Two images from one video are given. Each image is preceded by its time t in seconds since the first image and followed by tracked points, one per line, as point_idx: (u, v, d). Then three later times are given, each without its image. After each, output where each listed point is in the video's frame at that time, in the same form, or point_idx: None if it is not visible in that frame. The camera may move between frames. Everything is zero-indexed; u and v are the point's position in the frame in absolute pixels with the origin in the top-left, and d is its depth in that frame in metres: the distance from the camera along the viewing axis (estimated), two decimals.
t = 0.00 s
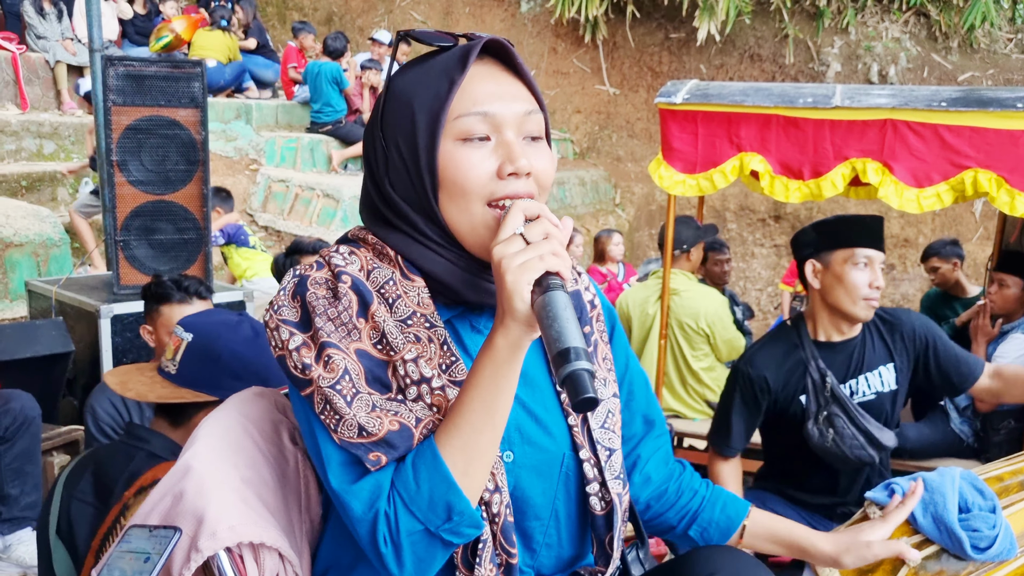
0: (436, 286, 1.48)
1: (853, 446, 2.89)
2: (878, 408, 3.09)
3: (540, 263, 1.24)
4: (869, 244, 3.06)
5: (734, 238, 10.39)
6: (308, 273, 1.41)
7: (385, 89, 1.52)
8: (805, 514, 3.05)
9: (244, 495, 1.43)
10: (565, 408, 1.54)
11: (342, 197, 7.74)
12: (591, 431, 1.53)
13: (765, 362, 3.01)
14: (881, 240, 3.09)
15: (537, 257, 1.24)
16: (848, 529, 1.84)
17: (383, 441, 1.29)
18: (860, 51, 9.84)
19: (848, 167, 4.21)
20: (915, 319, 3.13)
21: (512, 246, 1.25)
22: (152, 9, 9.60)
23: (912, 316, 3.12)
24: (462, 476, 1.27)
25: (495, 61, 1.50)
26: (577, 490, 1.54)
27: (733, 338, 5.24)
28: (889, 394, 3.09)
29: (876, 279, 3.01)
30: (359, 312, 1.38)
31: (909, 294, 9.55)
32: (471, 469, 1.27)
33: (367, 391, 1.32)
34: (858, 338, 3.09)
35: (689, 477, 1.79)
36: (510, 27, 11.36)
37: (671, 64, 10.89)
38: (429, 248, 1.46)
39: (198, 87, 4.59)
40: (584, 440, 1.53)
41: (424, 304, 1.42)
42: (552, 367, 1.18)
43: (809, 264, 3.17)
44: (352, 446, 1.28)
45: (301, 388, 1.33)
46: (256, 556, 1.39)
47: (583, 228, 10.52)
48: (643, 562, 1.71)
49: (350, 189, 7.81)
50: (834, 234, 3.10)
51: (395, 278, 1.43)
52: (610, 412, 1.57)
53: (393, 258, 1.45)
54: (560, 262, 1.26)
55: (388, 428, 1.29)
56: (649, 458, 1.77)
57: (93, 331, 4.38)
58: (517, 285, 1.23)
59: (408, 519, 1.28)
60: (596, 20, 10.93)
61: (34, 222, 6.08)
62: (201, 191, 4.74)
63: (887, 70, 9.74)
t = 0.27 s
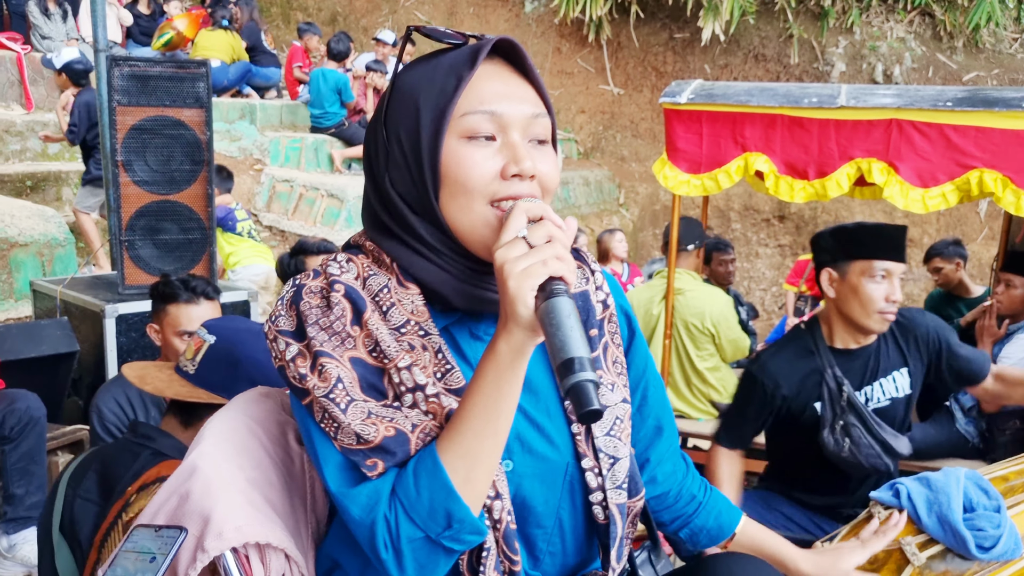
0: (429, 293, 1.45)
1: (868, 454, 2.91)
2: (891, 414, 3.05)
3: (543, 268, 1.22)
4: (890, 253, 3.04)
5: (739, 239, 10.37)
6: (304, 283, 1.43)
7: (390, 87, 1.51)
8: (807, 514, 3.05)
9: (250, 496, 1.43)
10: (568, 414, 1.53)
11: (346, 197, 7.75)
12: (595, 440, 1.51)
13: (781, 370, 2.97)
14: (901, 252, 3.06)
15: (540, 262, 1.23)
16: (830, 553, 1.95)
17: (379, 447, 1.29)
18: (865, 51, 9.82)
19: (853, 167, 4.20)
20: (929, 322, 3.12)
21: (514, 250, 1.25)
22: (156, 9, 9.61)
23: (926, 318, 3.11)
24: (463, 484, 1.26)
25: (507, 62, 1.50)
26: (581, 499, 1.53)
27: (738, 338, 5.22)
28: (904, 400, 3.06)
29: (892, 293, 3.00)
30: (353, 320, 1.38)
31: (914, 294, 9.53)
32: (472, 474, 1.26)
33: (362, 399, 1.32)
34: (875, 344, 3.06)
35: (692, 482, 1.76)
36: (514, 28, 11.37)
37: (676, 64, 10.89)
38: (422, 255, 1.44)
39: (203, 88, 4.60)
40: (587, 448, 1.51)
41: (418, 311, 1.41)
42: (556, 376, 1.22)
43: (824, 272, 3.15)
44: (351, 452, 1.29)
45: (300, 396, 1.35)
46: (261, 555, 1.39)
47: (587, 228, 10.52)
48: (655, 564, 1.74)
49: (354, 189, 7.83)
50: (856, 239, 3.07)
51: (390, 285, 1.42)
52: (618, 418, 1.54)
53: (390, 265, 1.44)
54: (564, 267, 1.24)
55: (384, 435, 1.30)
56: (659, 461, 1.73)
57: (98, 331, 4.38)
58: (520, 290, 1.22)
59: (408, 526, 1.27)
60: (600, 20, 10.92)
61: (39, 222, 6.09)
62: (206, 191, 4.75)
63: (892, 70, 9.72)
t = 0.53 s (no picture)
0: (457, 295, 1.45)
1: (876, 471, 2.88)
2: (900, 428, 3.08)
3: (580, 256, 1.23)
4: (901, 265, 3.04)
5: (744, 239, 10.35)
6: (323, 278, 1.37)
7: (395, 92, 1.51)
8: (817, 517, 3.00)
9: (252, 496, 1.42)
10: (583, 418, 1.51)
11: (352, 197, 7.76)
12: (611, 444, 1.50)
13: (795, 382, 2.93)
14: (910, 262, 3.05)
15: (576, 249, 1.23)
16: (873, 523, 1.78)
17: (410, 447, 1.27)
18: (871, 50, 9.79)
19: (859, 167, 4.20)
20: (939, 337, 3.14)
21: (547, 239, 1.24)
22: (162, 10, 9.62)
23: (937, 333, 3.13)
24: (495, 483, 1.24)
25: (511, 56, 1.50)
26: (594, 504, 1.50)
27: (743, 336, 5.23)
28: (912, 415, 3.08)
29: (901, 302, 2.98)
30: (381, 319, 1.36)
31: (920, 294, 9.54)
32: (504, 476, 1.25)
33: (390, 402, 1.29)
34: (886, 358, 3.06)
35: (713, 472, 1.76)
36: (519, 27, 11.36)
37: (681, 64, 10.89)
38: (449, 255, 1.44)
39: (208, 88, 4.60)
40: (603, 452, 1.50)
41: (444, 312, 1.40)
42: (602, 365, 1.18)
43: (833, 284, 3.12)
44: (379, 455, 1.26)
45: (321, 399, 1.30)
46: (263, 556, 1.39)
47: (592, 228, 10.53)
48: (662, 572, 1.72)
49: (359, 189, 7.83)
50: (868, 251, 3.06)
51: (414, 285, 1.40)
52: (631, 423, 1.54)
53: (411, 263, 1.43)
54: (598, 255, 1.25)
55: (414, 436, 1.27)
56: (673, 456, 1.73)
57: (103, 330, 4.39)
58: (557, 278, 1.22)
59: (437, 529, 1.25)
60: (605, 20, 10.91)
61: (45, 222, 6.10)
62: (211, 191, 4.76)
63: (899, 70, 9.69)
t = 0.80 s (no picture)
0: (463, 304, 1.44)
1: (874, 458, 2.88)
2: (898, 420, 3.06)
3: (602, 259, 1.23)
4: (879, 260, 3.03)
5: (747, 239, 10.34)
6: (330, 286, 1.38)
7: (404, 88, 1.50)
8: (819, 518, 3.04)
9: (252, 495, 1.42)
10: (591, 424, 1.50)
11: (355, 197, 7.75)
12: (619, 451, 1.49)
13: (789, 374, 2.97)
14: (878, 258, 3.03)
15: (598, 252, 1.23)
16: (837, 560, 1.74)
17: (420, 455, 1.26)
18: (875, 51, 9.78)
19: (862, 168, 4.20)
20: (937, 331, 3.13)
21: (567, 241, 1.24)
22: (166, 10, 9.63)
23: (935, 327, 3.12)
24: (510, 496, 1.23)
25: (525, 55, 1.50)
26: (601, 510, 1.50)
27: (747, 334, 5.22)
28: (911, 408, 3.07)
29: (865, 292, 2.98)
30: (388, 327, 1.36)
31: (924, 295, 9.53)
32: (520, 487, 1.24)
33: (399, 411, 1.29)
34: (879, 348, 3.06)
35: (751, 496, 1.68)
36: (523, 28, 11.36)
37: (685, 64, 10.89)
38: (456, 260, 1.43)
39: (211, 88, 4.61)
40: (611, 459, 1.48)
41: (451, 321, 1.40)
42: (626, 376, 1.16)
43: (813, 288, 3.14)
44: (389, 464, 1.25)
45: (329, 409, 1.29)
46: (263, 554, 1.39)
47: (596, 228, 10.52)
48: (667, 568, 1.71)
49: (362, 189, 7.84)
50: (841, 253, 3.01)
51: (420, 292, 1.40)
52: (641, 428, 1.52)
53: (418, 271, 1.43)
54: (620, 259, 1.25)
55: (424, 443, 1.27)
56: (711, 461, 1.68)
57: (106, 330, 4.39)
58: (578, 282, 1.21)
59: (450, 541, 1.24)
60: (609, 20, 10.90)
61: (49, 222, 6.11)
62: (213, 191, 4.76)
63: (903, 70, 9.67)
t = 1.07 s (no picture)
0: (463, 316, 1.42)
1: (879, 459, 2.90)
2: (901, 422, 3.05)
3: (601, 320, 1.20)
4: (873, 274, 2.97)
5: (751, 239, 10.34)
6: (333, 302, 1.36)
7: (416, 96, 1.41)
8: (817, 520, 3.07)
9: (255, 495, 1.43)
10: (594, 433, 1.49)
11: (358, 197, 7.80)
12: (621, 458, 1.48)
13: (787, 374, 2.98)
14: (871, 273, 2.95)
15: (597, 313, 1.20)
16: None
17: (414, 488, 1.27)
18: (878, 50, 9.77)
19: (865, 167, 4.24)
20: (939, 327, 3.10)
21: (567, 297, 1.20)
22: (169, 10, 9.64)
23: (937, 325, 3.09)
24: (500, 534, 1.24)
25: (547, 77, 1.39)
26: (604, 519, 1.49)
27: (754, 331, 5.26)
28: (912, 408, 3.06)
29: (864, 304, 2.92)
30: (388, 348, 1.33)
31: (927, 295, 9.51)
32: (508, 525, 1.24)
33: (396, 436, 1.29)
34: (881, 349, 3.02)
35: (717, 542, 1.60)
36: (526, 27, 11.37)
37: (688, 64, 10.89)
38: (462, 283, 1.40)
39: (214, 87, 4.62)
40: (614, 468, 1.48)
41: (455, 338, 1.37)
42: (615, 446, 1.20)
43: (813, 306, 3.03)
44: (383, 491, 1.27)
45: (329, 429, 1.30)
46: (264, 552, 1.39)
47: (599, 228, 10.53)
48: None
49: (366, 189, 7.85)
50: (822, 275, 2.93)
51: (425, 307, 1.37)
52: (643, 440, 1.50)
53: (422, 283, 1.39)
54: (620, 319, 1.21)
55: (420, 476, 1.27)
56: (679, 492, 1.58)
57: (110, 329, 4.40)
58: (577, 344, 1.19)
59: (440, 572, 1.25)
60: (612, 19, 10.91)
61: (52, 221, 6.12)
62: (216, 190, 4.77)
63: (907, 69, 9.64)
